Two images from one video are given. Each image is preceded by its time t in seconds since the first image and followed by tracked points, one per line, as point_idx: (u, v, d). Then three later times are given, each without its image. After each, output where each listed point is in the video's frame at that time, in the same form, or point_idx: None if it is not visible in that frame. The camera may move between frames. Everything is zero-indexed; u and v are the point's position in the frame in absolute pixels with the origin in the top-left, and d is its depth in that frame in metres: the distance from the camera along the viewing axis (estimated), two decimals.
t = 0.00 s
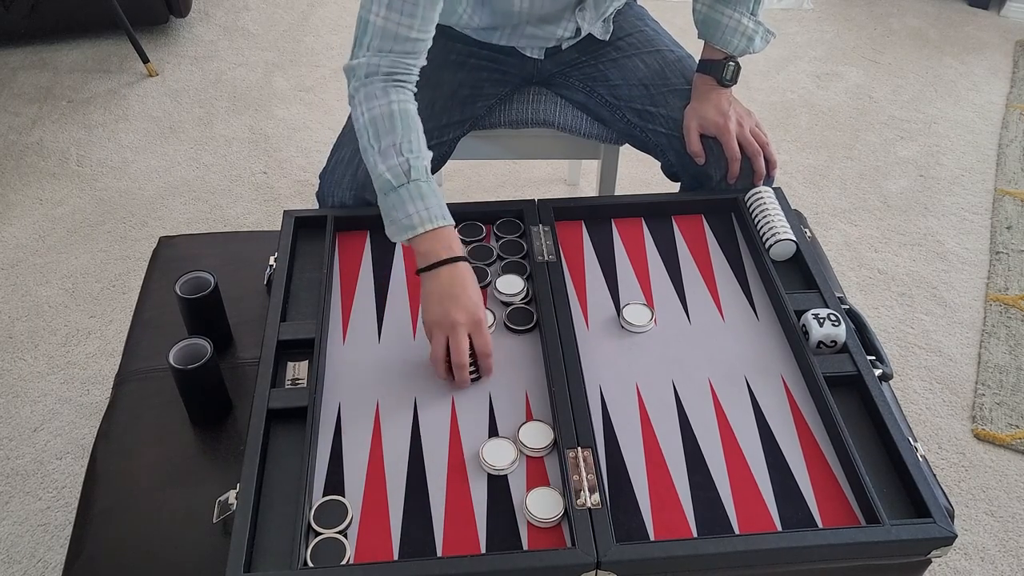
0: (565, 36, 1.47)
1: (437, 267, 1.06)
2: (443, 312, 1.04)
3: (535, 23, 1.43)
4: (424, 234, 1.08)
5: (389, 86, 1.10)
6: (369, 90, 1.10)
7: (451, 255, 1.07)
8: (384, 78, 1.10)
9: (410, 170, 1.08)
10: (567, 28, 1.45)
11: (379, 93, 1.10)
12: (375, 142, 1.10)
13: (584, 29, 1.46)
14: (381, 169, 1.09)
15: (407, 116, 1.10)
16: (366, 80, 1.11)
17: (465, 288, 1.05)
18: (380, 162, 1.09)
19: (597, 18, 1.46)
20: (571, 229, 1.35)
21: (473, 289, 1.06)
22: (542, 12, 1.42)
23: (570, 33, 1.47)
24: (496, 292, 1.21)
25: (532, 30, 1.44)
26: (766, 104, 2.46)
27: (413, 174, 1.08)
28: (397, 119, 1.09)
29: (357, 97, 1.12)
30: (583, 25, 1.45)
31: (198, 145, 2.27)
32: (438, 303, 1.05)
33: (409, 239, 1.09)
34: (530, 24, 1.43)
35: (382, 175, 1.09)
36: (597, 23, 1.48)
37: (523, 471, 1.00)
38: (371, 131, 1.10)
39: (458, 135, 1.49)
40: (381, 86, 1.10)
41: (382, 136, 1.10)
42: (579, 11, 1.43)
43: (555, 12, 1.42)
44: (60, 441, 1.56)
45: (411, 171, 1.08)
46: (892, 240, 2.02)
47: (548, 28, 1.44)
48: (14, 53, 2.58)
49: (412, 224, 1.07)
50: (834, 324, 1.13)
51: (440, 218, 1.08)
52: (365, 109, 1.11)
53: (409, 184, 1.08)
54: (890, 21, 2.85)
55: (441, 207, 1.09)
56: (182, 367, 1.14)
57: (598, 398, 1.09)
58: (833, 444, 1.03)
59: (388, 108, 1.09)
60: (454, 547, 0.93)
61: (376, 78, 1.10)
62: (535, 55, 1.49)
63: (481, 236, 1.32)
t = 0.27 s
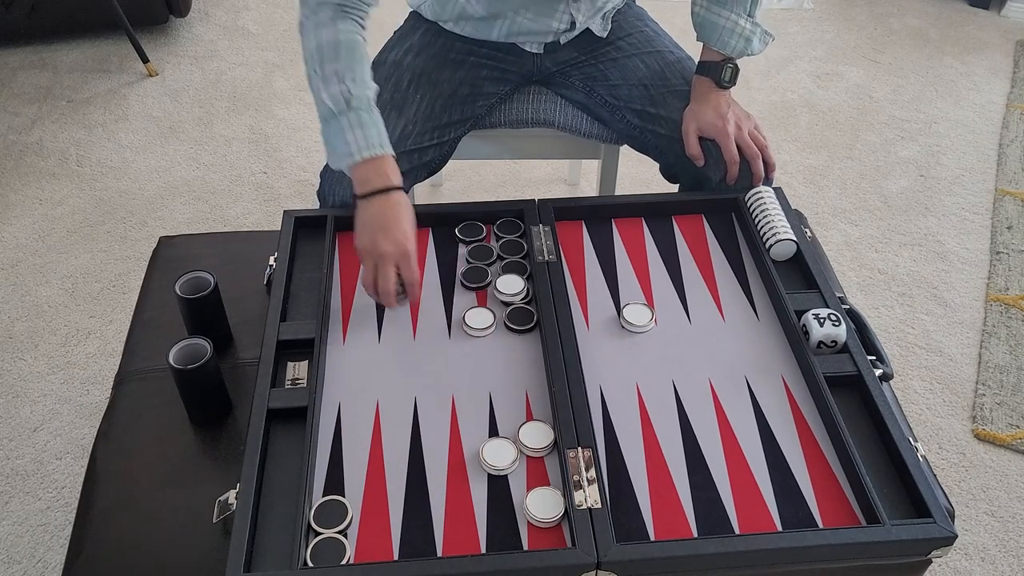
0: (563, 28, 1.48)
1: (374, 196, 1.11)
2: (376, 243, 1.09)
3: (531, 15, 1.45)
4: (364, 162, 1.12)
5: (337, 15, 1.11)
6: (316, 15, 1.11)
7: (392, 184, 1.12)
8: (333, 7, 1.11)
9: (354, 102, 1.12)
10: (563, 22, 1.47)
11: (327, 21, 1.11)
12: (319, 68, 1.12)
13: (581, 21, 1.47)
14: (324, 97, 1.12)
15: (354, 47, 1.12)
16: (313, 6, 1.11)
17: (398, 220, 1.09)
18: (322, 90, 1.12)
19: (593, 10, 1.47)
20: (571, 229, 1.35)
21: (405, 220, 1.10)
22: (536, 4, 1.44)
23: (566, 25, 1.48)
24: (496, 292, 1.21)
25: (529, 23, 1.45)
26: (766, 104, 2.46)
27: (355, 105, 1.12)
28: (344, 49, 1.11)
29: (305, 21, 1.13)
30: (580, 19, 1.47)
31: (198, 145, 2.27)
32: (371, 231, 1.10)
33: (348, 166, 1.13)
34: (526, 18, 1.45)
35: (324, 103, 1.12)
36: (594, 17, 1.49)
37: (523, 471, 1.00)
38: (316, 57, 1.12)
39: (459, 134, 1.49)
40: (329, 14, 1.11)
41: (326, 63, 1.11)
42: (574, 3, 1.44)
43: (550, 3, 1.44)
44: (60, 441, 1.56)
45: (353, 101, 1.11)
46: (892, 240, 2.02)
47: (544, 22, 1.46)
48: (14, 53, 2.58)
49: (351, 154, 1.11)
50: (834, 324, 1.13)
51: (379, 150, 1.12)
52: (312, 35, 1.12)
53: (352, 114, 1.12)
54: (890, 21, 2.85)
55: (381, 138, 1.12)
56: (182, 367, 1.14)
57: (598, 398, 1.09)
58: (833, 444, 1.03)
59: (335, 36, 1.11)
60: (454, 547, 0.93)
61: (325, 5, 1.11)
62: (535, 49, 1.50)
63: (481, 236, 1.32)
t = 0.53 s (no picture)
0: (561, 26, 1.48)
1: (341, 200, 1.17)
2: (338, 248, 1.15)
3: (529, 13, 1.45)
4: (333, 163, 1.17)
5: (325, 16, 1.21)
6: (307, 15, 1.22)
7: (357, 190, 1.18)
8: (322, 8, 1.21)
9: (329, 100, 1.18)
10: (562, 20, 1.47)
11: (315, 16, 1.21)
12: (303, 64, 1.21)
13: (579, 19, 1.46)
14: (303, 92, 1.19)
15: (338, 47, 1.20)
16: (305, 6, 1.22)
17: (360, 227, 1.15)
18: (302, 85, 1.20)
19: (591, 7, 1.46)
20: (571, 229, 1.35)
21: (368, 227, 1.16)
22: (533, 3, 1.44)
23: (565, 23, 1.47)
24: (496, 292, 1.21)
25: (527, 22, 1.46)
26: (766, 104, 2.46)
27: (330, 103, 1.18)
28: (328, 47, 1.20)
29: (298, 21, 1.23)
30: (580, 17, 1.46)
31: (198, 145, 2.27)
32: (335, 233, 1.16)
33: (318, 165, 1.18)
34: (525, 16, 1.45)
35: (303, 99, 1.19)
36: (594, 14, 1.47)
37: (523, 471, 1.00)
38: (301, 52, 1.21)
39: (460, 133, 1.50)
40: (317, 12, 1.21)
41: (309, 60, 1.20)
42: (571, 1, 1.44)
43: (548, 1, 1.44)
44: (60, 441, 1.56)
45: (328, 100, 1.18)
46: (892, 240, 2.02)
47: (542, 20, 1.46)
48: (14, 53, 2.58)
49: (319, 151, 1.17)
50: (834, 324, 1.13)
51: (349, 154, 1.17)
52: (301, 30, 1.22)
53: (326, 112, 1.18)
54: (890, 21, 2.85)
55: (351, 142, 1.18)
56: (181, 367, 1.14)
57: (598, 398, 1.09)
58: (833, 444, 1.03)
59: (322, 36, 1.21)
60: (454, 547, 0.93)
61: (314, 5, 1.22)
62: (535, 46, 1.50)
63: (481, 236, 1.32)
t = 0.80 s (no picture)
0: (559, 26, 1.48)
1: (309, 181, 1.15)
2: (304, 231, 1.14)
3: (527, 13, 1.45)
4: (306, 145, 1.17)
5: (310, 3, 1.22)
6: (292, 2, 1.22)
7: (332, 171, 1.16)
8: None
9: (306, 85, 1.18)
10: (559, 20, 1.47)
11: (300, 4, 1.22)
12: (285, 50, 1.21)
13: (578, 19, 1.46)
14: (283, 77, 1.19)
15: (320, 34, 1.20)
16: None
17: (325, 210, 1.13)
18: (283, 69, 1.20)
19: (589, 6, 1.46)
20: (571, 229, 1.35)
21: (333, 209, 1.13)
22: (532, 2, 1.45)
23: (563, 23, 1.48)
24: (496, 292, 1.21)
25: (525, 22, 1.46)
26: (766, 104, 2.46)
27: (308, 88, 1.18)
28: (310, 34, 1.20)
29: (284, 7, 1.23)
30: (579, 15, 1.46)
31: (198, 145, 2.27)
32: (303, 215, 1.14)
33: (292, 147, 1.17)
34: (523, 15, 1.46)
35: (282, 83, 1.19)
36: (593, 14, 1.48)
37: (524, 471, 1.00)
38: (284, 37, 1.21)
39: (460, 134, 1.50)
40: None
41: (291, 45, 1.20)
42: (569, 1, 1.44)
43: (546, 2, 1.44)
44: (60, 441, 1.56)
45: (306, 84, 1.17)
46: (892, 240, 2.02)
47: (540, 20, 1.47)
48: (14, 53, 2.58)
49: (293, 133, 1.16)
50: (834, 324, 1.13)
51: (323, 137, 1.16)
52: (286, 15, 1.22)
53: (303, 96, 1.17)
54: (890, 21, 2.85)
55: (327, 127, 1.17)
56: (181, 367, 1.14)
57: (598, 398, 1.09)
58: (833, 444, 1.03)
59: (305, 23, 1.21)
60: (454, 547, 0.93)
61: None
62: (535, 46, 1.51)
63: (481, 236, 1.32)
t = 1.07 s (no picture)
0: (560, 25, 1.48)
1: (323, 152, 1.23)
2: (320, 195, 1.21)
3: (528, 12, 1.45)
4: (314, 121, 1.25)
5: None
6: None
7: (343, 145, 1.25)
8: None
9: (312, 64, 1.25)
10: (561, 19, 1.47)
11: None
12: (287, 32, 1.27)
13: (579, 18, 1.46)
14: (287, 58, 1.26)
15: (320, 14, 1.27)
16: None
17: (342, 175, 1.21)
18: (287, 51, 1.26)
19: (590, 6, 1.46)
20: (571, 229, 1.35)
21: (350, 176, 1.22)
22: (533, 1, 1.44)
23: (564, 22, 1.48)
24: (496, 292, 1.21)
25: (526, 21, 1.46)
26: (766, 104, 2.46)
27: (314, 67, 1.25)
28: (310, 15, 1.26)
29: None
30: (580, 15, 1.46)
31: (198, 145, 2.27)
32: (318, 184, 1.22)
33: (302, 124, 1.25)
34: (524, 13, 1.46)
35: (288, 63, 1.26)
36: (593, 14, 1.48)
37: (524, 471, 1.00)
38: (285, 20, 1.27)
39: (460, 134, 1.50)
40: None
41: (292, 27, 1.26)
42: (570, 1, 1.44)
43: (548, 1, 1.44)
44: (60, 441, 1.56)
45: (311, 63, 1.25)
46: (892, 240, 2.02)
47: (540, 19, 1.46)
48: (14, 54, 2.58)
49: (304, 111, 1.24)
50: (834, 324, 1.13)
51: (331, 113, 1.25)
52: None
53: (309, 75, 1.25)
54: (890, 21, 2.85)
55: (334, 102, 1.25)
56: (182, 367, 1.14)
57: (598, 398, 1.09)
58: (833, 444, 1.03)
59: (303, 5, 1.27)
60: (454, 547, 0.93)
61: None
62: (535, 45, 1.51)
63: (481, 236, 1.32)
